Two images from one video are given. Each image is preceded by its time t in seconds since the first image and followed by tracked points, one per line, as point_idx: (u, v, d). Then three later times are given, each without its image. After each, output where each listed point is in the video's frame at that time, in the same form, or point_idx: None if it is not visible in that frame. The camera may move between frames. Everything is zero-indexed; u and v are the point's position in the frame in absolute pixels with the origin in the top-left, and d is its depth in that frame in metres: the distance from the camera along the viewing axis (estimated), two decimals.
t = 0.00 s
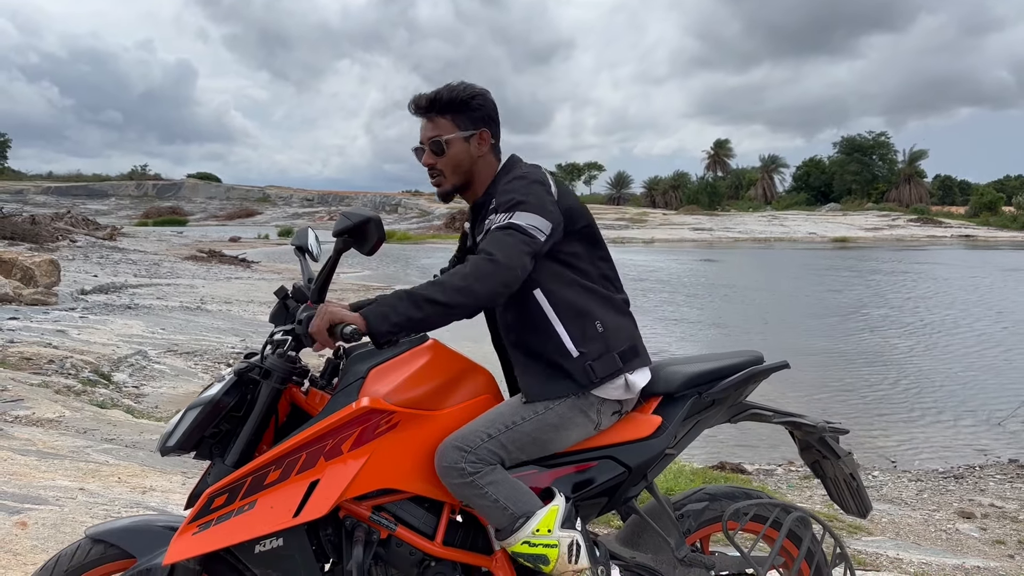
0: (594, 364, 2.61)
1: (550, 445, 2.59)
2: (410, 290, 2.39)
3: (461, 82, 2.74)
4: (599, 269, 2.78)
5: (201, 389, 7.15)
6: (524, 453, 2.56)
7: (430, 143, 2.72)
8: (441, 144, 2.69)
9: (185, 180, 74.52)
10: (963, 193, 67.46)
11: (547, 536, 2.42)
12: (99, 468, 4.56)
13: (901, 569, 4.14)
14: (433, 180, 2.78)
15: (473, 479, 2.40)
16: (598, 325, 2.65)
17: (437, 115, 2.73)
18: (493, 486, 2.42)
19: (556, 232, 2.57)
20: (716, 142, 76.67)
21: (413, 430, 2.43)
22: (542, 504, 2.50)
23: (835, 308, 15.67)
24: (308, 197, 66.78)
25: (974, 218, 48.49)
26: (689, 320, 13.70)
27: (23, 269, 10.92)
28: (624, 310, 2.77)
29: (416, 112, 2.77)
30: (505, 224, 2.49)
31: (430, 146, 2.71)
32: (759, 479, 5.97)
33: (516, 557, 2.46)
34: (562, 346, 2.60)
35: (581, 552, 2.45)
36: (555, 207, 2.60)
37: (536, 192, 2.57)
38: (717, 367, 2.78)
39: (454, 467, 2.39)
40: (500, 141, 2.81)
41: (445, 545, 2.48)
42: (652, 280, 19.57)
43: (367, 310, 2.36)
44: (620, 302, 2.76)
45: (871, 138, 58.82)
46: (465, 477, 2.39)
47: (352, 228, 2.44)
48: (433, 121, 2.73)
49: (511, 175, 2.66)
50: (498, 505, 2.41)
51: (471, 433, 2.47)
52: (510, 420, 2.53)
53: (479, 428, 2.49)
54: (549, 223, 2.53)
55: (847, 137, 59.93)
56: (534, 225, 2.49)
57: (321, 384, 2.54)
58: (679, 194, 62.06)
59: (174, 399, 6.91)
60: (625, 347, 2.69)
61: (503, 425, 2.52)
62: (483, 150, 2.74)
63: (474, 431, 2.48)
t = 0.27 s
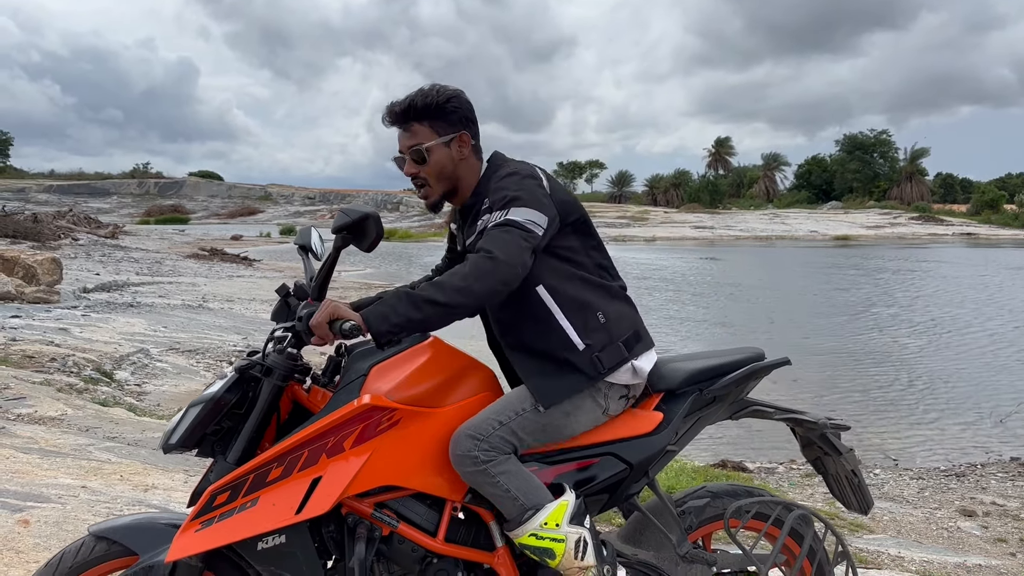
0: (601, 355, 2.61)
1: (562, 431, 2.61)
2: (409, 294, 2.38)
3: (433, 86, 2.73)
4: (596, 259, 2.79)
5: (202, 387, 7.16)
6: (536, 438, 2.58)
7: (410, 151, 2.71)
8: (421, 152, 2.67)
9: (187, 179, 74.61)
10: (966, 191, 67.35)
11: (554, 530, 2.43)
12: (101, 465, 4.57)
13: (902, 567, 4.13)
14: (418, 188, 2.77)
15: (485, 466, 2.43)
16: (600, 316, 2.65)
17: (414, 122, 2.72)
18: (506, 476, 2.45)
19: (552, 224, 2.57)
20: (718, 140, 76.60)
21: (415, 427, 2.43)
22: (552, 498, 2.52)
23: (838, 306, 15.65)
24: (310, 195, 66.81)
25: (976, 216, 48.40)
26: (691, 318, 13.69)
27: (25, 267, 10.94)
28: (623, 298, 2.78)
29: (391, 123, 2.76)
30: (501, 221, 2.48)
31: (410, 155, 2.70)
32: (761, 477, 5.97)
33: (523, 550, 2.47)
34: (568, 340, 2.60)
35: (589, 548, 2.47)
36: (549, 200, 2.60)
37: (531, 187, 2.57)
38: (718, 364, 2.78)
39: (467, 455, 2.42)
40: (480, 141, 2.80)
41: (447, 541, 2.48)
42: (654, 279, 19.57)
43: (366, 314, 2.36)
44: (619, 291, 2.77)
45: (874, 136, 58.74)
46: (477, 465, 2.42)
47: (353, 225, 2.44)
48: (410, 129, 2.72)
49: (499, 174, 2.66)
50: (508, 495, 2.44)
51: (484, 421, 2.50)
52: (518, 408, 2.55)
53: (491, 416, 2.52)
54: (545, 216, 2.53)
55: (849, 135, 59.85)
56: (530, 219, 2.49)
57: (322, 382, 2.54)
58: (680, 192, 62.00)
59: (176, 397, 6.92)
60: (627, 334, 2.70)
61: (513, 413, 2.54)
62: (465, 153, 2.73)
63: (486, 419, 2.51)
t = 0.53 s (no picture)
0: (612, 361, 2.61)
1: (570, 436, 2.61)
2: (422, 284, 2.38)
3: (459, 79, 2.70)
4: (612, 265, 2.78)
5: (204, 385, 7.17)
6: (545, 443, 2.59)
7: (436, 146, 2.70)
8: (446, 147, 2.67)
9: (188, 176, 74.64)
10: (967, 189, 67.29)
11: (558, 532, 2.43)
12: (103, 463, 4.58)
13: (904, 566, 4.13)
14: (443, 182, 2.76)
15: (489, 469, 2.43)
16: (614, 321, 2.65)
17: (439, 116, 2.70)
18: (509, 478, 2.45)
19: (571, 227, 2.56)
20: (719, 138, 76.56)
21: (419, 426, 2.43)
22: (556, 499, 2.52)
23: (839, 304, 15.65)
24: (311, 193, 66.83)
25: (978, 213, 48.36)
26: (693, 316, 13.68)
27: (27, 265, 10.95)
28: (637, 305, 2.77)
29: (417, 114, 2.75)
30: (519, 219, 2.48)
31: (435, 150, 2.70)
32: (762, 475, 5.97)
33: (527, 551, 2.47)
34: (580, 343, 2.59)
35: (593, 550, 2.46)
36: (570, 202, 2.59)
37: (553, 189, 2.56)
38: (723, 364, 2.79)
39: (471, 456, 2.43)
40: (505, 134, 2.78)
41: (450, 541, 2.47)
42: (655, 277, 19.57)
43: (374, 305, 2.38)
44: (633, 297, 2.76)
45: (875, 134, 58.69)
46: (481, 466, 2.42)
47: (359, 225, 2.43)
48: (436, 123, 2.71)
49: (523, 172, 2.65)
50: (511, 497, 2.44)
51: (489, 423, 2.50)
52: (528, 412, 2.55)
53: (497, 418, 2.52)
54: (563, 219, 2.52)
55: (851, 133, 59.80)
56: (547, 221, 2.48)
57: (326, 380, 2.56)
58: (681, 190, 61.96)
59: (178, 394, 6.92)
60: (641, 342, 2.70)
61: (522, 416, 2.54)
62: (489, 148, 2.72)
63: (492, 421, 2.51)
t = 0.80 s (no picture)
0: (611, 360, 2.59)
1: (571, 438, 2.59)
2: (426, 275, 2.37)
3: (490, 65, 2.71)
4: (618, 263, 2.76)
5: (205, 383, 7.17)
6: (545, 445, 2.57)
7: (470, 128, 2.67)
8: (482, 129, 2.65)
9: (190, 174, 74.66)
10: (969, 187, 67.19)
11: (559, 532, 2.43)
12: (105, 461, 4.58)
13: (906, 564, 4.13)
14: (470, 166, 2.73)
15: (489, 469, 2.42)
16: (617, 321, 2.63)
17: (473, 99, 2.68)
18: (509, 478, 2.44)
19: (579, 222, 2.54)
20: (721, 136, 76.49)
21: (420, 426, 2.43)
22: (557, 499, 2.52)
23: (841, 302, 15.63)
24: (312, 191, 66.83)
25: (979, 211, 48.29)
26: (695, 315, 13.68)
27: (29, 263, 10.96)
28: (642, 306, 2.76)
29: (446, 96, 2.72)
30: (524, 212, 2.47)
31: (469, 132, 2.66)
32: (764, 473, 5.97)
33: (528, 551, 2.47)
34: (581, 340, 2.59)
35: (593, 550, 2.45)
36: (580, 196, 2.57)
37: (562, 182, 2.54)
38: (727, 364, 2.78)
39: (470, 456, 2.42)
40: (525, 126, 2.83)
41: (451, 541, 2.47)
42: (657, 275, 19.55)
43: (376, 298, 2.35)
44: (638, 298, 2.75)
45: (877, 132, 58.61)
46: (481, 467, 2.42)
47: (361, 224, 2.42)
48: (470, 105, 2.68)
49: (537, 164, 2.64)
50: (511, 497, 2.43)
51: (490, 424, 2.49)
52: (530, 413, 2.54)
53: (499, 419, 2.51)
54: (570, 214, 2.51)
55: (853, 131, 59.71)
56: (554, 216, 2.47)
57: (327, 379, 2.54)
58: (683, 188, 61.90)
59: (179, 392, 6.93)
60: (643, 342, 2.68)
61: (523, 417, 2.53)
62: (516, 137, 2.75)
63: (494, 421, 2.50)
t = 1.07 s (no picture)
0: (620, 372, 2.58)
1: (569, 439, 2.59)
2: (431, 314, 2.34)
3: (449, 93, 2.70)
4: (612, 271, 2.75)
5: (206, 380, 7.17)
6: (546, 446, 2.57)
7: (435, 162, 2.67)
8: (446, 163, 2.65)
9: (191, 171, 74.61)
10: (971, 185, 67.10)
11: (561, 533, 2.42)
12: (105, 458, 4.58)
13: (907, 562, 4.12)
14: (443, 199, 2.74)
15: (489, 470, 2.41)
16: (619, 332, 2.63)
17: (432, 133, 2.67)
18: (509, 480, 2.44)
19: (572, 239, 2.54)
20: (722, 134, 76.39)
21: (422, 426, 2.42)
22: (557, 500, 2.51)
23: (842, 300, 15.62)
24: (313, 189, 66.81)
25: (981, 209, 48.21)
26: (696, 313, 13.67)
27: (29, 261, 10.94)
28: (640, 310, 2.76)
29: (407, 134, 2.71)
30: (521, 239, 2.46)
31: (437, 166, 2.66)
32: (765, 471, 5.96)
33: (528, 552, 2.47)
34: (586, 358, 2.56)
35: (594, 550, 2.45)
36: (568, 214, 2.57)
37: (550, 204, 2.54)
38: (729, 364, 2.76)
39: (471, 457, 2.41)
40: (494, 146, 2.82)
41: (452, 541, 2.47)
42: (658, 273, 19.54)
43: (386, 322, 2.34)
44: (637, 304, 2.75)
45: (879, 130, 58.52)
46: (481, 468, 2.41)
47: (366, 225, 2.42)
48: (430, 140, 2.67)
49: (518, 188, 2.63)
50: (512, 498, 2.43)
51: (492, 425, 2.48)
52: (531, 414, 2.54)
53: (500, 420, 2.50)
54: (564, 232, 2.50)
55: (854, 129, 59.64)
56: (550, 236, 2.46)
57: (328, 378, 2.54)
58: (684, 185, 61.83)
59: (180, 390, 6.93)
60: (645, 348, 2.68)
61: (523, 419, 2.52)
62: (485, 160, 2.75)
63: (495, 422, 2.49)
